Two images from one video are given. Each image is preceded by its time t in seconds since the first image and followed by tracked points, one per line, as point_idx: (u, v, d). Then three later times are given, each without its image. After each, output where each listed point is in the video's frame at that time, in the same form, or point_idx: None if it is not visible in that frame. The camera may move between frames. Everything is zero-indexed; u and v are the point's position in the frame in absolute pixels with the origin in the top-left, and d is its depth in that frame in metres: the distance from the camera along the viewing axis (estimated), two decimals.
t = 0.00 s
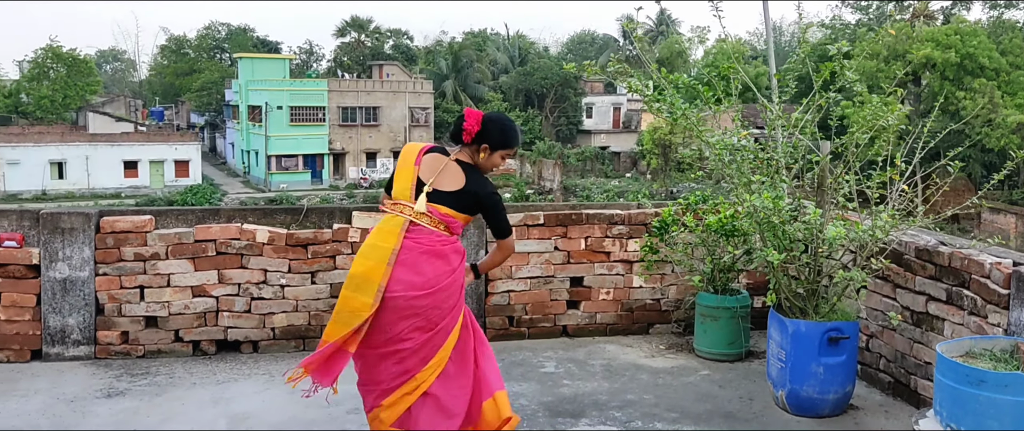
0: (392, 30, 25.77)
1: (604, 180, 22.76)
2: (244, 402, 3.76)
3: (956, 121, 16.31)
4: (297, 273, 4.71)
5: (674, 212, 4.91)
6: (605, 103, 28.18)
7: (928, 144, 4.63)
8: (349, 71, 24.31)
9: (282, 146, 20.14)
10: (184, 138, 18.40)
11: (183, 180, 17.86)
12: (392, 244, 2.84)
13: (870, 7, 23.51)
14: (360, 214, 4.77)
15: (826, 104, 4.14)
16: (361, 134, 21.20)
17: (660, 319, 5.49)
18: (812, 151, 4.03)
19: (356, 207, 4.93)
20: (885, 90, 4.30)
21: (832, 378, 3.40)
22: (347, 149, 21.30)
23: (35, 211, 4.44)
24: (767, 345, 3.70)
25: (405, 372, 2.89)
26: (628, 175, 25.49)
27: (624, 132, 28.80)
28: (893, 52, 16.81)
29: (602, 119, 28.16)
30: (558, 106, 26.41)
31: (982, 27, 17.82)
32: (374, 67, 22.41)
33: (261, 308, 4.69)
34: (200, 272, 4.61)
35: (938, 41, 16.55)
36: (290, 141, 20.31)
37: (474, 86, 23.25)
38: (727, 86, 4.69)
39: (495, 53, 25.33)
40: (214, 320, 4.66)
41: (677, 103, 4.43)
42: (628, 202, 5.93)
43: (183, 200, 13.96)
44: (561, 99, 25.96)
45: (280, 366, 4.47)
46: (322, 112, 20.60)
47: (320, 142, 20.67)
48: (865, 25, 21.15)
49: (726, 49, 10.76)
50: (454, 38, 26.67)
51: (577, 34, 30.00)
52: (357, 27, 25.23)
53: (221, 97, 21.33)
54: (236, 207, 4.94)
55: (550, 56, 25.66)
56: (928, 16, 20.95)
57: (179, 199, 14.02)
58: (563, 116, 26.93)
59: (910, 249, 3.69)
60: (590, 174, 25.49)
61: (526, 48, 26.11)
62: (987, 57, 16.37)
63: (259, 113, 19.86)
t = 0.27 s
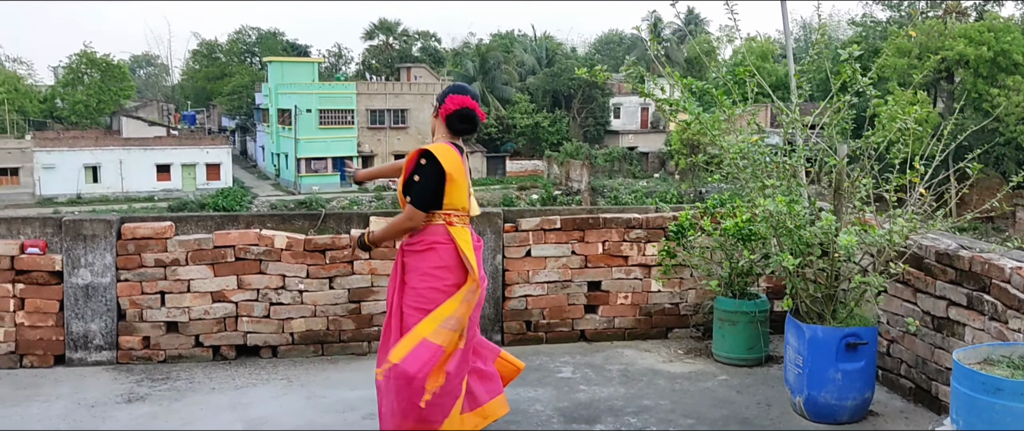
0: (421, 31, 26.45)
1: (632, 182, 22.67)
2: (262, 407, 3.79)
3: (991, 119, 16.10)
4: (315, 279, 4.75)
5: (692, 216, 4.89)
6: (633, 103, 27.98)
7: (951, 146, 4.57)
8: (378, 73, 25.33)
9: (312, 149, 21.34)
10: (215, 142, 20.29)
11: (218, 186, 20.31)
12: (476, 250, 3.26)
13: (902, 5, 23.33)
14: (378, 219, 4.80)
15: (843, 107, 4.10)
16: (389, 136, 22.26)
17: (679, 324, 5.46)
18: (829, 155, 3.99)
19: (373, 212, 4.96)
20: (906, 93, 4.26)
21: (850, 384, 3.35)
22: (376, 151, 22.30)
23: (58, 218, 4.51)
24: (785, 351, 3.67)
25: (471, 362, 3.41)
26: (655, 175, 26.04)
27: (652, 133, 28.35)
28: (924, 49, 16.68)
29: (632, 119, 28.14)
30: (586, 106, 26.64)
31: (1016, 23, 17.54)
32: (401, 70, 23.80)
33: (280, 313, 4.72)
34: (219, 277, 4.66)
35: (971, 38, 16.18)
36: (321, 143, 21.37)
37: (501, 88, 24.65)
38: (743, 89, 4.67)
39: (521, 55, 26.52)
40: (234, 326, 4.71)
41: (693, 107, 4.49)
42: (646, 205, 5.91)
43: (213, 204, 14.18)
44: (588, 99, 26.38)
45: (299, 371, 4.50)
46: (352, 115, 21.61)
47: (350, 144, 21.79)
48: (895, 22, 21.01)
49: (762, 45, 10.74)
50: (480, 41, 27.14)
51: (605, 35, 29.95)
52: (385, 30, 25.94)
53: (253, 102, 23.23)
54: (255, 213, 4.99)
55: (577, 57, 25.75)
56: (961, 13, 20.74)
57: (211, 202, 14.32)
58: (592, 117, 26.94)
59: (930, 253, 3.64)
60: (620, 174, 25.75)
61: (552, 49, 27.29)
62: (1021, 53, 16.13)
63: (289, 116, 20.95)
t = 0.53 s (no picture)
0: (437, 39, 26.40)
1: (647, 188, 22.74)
2: (274, 416, 3.80)
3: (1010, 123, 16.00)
4: (328, 288, 4.76)
5: (704, 224, 4.88)
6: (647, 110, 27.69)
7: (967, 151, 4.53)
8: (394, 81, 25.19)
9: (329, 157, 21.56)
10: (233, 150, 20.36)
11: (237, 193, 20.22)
12: (492, 259, 3.55)
13: (919, 8, 23.23)
14: (390, 228, 4.82)
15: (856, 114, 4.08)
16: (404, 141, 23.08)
17: (692, 331, 5.44)
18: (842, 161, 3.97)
19: (386, 221, 4.97)
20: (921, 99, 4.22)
21: (864, 392, 3.33)
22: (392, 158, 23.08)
23: (73, 229, 4.56)
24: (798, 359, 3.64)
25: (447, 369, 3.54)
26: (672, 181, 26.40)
27: (669, 139, 27.76)
28: (943, 53, 16.59)
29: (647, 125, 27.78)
30: (601, 113, 26.59)
31: None
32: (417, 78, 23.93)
33: (293, 321, 4.74)
34: (233, 287, 4.69)
35: (989, 41, 16.12)
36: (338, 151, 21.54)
37: (516, 95, 25.29)
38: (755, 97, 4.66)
39: (537, 61, 26.65)
40: (247, 335, 4.73)
41: (705, 116, 4.51)
42: (659, 213, 5.90)
43: (231, 212, 14.38)
44: (603, 106, 26.15)
45: (312, 380, 4.52)
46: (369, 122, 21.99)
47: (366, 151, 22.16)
48: (913, 25, 20.93)
49: (778, 51, 10.79)
50: (496, 48, 27.32)
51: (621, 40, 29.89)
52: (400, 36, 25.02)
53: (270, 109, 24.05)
54: (268, 222, 5.01)
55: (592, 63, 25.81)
56: (979, 16, 20.69)
57: (229, 210, 14.51)
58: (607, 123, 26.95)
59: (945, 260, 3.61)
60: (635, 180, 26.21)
61: (568, 55, 26.77)
62: None
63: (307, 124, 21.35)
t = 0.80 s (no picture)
0: (440, 46, 26.62)
1: (652, 194, 22.80)
2: (280, 424, 3.81)
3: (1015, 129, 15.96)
4: (333, 296, 4.77)
5: (709, 230, 4.87)
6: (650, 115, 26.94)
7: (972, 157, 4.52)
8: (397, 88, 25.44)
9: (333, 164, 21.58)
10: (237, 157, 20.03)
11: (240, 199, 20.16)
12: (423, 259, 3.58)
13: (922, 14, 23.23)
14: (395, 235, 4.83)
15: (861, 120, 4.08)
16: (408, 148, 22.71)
17: (698, 338, 5.43)
18: (846, 168, 3.96)
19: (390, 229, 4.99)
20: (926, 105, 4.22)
21: (870, 400, 3.32)
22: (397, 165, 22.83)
23: (79, 236, 4.57)
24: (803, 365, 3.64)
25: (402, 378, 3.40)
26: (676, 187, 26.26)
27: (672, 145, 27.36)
28: (947, 58, 16.54)
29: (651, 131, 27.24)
30: (604, 119, 26.52)
31: None
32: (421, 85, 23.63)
33: (298, 329, 4.75)
34: (238, 295, 4.69)
35: (993, 46, 16.05)
36: (342, 158, 21.57)
37: (520, 101, 25.00)
38: (757, 103, 4.66)
39: (540, 68, 26.77)
40: (252, 342, 4.74)
41: (709, 123, 4.51)
42: (663, 219, 5.89)
43: (235, 219, 14.41)
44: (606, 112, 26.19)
45: (317, 387, 4.52)
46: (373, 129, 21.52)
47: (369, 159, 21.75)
48: (917, 31, 20.94)
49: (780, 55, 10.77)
50: (499, 54, 27.47)
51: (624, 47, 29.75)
52: (404, 44, 25.73)
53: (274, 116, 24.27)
54: (273, 230, 5.02)
55: (595, 70, 25.86)
56: (983, 21, 20.67)
57: (233, 217, 14.52)
58: (610, 129, 26.66)
59: (950, 267, 3.60)
60: (640, 186, 25.99)
61: (571, 62, 27.27)
62: None
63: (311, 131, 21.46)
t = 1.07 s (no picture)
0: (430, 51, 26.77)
1: (642, 200, 22.96)
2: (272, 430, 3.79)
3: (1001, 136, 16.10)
4: (325, 302, 4.75)
5: (701, 237, 4.88)
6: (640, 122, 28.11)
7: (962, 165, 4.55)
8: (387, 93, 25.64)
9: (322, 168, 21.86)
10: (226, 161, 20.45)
11: (232, 203, 20.53)
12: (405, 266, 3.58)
13: (911, 22, 23.47)
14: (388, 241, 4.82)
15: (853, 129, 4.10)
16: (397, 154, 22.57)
17: (690, 345, 5.44)
18: (839, 177, 3.98)
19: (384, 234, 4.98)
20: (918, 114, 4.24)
21: (863, 407, 3.34)
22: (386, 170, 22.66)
23: (70, 241, 4.55)
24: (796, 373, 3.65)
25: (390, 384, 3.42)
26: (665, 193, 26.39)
27: (662, 152, 28.51)
28: (933, 67, 16.60)
29: (640, 137, 28.43)
30: (594, 125, 26.88)
31: None
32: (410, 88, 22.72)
33: (290, 335, 4.73)
34: (230, 300, 4.67)
35: (979, 55, 16.21)
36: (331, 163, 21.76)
37: (510, 107, 25.53)
38: (750, 111, 4.68)
39: (530, 74, 26.98)
40: (244, 348, 4.72)
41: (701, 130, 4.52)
42: (656, 226, 5.91)
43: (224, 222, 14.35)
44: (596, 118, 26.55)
45: (309, 393, 4.50)
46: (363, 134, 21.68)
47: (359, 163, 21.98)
48: (905, 39, 21.14)
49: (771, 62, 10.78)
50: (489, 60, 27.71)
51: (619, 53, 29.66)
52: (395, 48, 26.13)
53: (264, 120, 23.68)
54: (266, 236, 5.01)
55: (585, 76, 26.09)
56: (970, 29, 20.91)
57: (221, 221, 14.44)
58: (600, 136, 27.05)
59: (942, 275, 3.62)
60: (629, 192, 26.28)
61: (562, 68, 27.55)
62: None
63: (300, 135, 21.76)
